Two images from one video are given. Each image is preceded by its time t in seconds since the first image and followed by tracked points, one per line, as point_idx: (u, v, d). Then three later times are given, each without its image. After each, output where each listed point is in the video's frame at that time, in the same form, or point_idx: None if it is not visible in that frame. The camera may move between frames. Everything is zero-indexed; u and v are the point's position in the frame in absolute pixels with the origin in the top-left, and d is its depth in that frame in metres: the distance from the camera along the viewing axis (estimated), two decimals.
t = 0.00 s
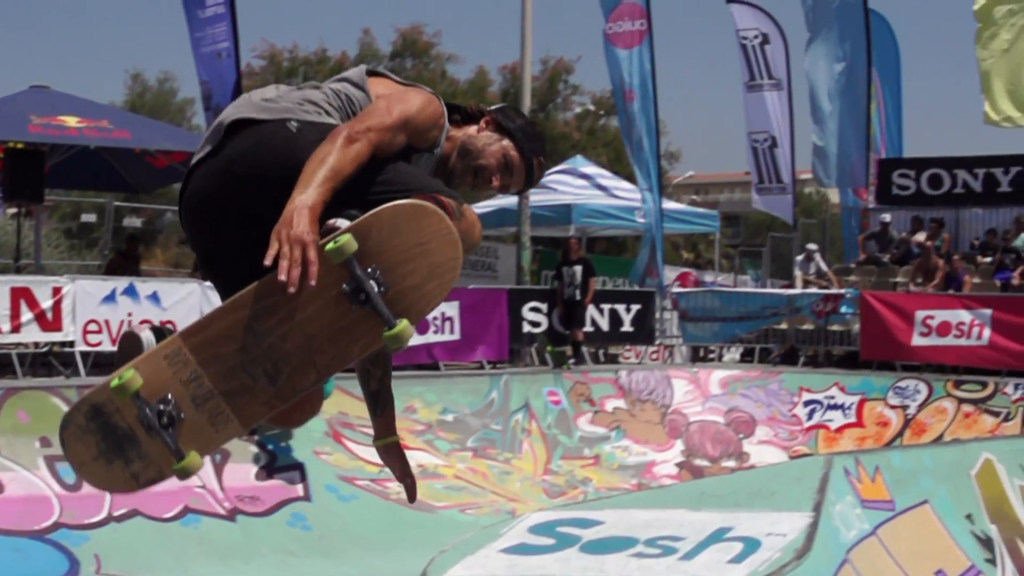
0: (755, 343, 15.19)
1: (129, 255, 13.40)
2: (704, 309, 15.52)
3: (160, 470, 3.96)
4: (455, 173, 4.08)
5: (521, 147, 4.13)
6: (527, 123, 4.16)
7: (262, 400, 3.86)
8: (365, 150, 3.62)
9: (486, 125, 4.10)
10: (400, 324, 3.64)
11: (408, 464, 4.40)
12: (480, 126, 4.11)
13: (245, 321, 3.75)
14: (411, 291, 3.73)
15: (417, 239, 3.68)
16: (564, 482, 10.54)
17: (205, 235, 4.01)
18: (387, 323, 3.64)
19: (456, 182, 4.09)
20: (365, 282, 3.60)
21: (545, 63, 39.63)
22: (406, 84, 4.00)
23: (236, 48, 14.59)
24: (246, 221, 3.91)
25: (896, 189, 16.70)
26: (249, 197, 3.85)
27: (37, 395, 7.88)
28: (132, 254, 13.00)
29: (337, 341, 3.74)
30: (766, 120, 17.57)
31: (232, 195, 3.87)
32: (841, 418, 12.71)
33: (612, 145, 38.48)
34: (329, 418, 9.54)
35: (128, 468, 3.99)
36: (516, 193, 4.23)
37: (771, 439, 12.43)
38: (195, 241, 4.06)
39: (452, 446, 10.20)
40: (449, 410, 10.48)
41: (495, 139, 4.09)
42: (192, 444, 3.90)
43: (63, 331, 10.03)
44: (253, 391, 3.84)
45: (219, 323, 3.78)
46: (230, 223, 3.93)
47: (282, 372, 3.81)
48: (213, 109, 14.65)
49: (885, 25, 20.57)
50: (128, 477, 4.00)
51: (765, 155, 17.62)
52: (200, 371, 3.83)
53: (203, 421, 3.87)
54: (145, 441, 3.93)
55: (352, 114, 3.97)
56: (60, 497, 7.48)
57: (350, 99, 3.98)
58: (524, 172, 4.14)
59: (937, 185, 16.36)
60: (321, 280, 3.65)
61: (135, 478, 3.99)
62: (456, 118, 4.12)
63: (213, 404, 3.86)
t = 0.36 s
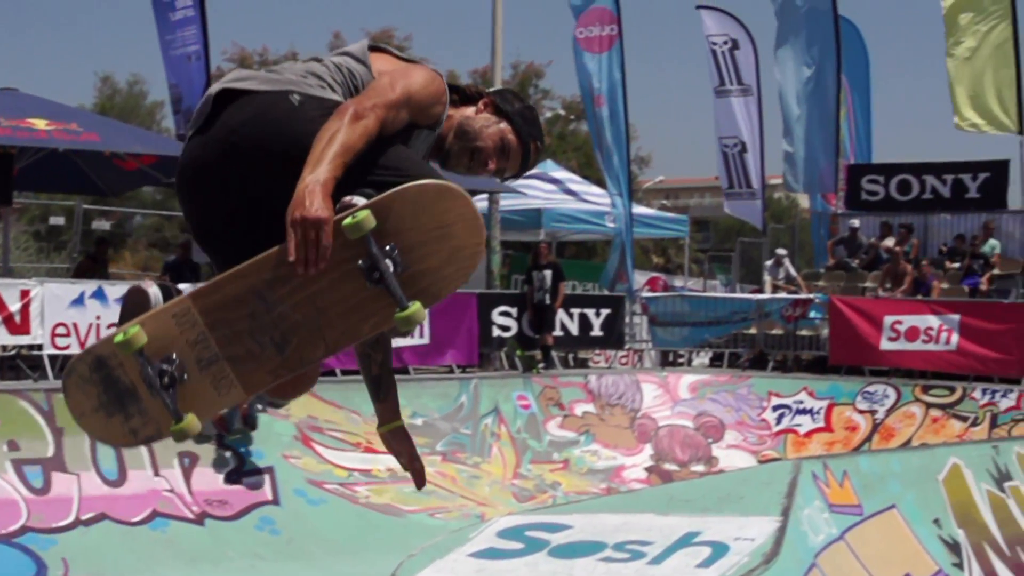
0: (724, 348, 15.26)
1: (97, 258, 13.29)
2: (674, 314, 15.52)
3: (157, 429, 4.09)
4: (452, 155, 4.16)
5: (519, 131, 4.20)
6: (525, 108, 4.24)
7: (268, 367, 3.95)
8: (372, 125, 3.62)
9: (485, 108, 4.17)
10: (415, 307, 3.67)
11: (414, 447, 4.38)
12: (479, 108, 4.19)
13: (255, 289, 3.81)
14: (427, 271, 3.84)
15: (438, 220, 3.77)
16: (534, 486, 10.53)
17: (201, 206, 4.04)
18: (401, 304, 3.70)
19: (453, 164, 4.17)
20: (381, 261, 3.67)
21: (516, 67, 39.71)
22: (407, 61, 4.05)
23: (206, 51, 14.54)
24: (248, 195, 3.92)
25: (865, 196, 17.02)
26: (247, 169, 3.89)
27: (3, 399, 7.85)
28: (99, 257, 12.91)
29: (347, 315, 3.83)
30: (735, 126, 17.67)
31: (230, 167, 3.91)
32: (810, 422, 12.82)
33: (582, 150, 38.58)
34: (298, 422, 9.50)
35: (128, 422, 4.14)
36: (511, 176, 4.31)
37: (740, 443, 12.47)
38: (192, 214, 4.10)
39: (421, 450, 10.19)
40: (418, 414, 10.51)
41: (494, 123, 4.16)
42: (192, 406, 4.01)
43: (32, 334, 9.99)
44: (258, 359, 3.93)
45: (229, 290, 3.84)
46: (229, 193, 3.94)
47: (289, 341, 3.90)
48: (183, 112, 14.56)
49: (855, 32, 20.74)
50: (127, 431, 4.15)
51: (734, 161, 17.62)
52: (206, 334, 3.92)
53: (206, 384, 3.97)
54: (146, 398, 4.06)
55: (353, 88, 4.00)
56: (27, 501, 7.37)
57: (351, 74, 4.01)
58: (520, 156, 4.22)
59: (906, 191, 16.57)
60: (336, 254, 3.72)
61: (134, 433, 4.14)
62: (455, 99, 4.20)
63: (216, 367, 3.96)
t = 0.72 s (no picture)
0: (695, 347, 15.30)
1: (66, 256, 13.22)
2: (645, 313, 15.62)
3: (159, 384, 4.09)
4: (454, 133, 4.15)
5: (518, 109, 4.21)
6: (525, 86, 4.24)
7: (275, 337, 3.94)
8: (381, 100, 3.59)
9: (485, 86, 4.17)
10: (425, 288, 3.65)
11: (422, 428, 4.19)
12: (479, 85, 4.18)
13: (269, 255, 3.80)
14: (442, 255, 3.82)
15: (461, 204, 3.76)
16: (504, 485, 10.50)
17: (200, 173, 3.98)
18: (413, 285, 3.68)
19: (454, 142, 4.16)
20: (396, 238, 3.66)
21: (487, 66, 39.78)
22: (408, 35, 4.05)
23: (176, 49, 14.40)
24: (258, 162, 3.86)
25: (836, 195, 17.13)
26: (247, 133, 3.84)
27: None
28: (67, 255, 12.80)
29: (359, 292, 3.82)
30: (706, 126, 17.76)
31: (231, 136, 3.86)
32: (780, 421, 12.87)
33: (553, 149, 38.67)
34: (268, 420, 9.43)
35: (131, 376, 4.12)
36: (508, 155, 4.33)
37: (710, 442, 12.52)
38: (190, 178, 4.04)
39: (392, 449, 10.15)
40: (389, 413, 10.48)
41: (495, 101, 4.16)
42: (194, 367, 4.02)
43: None
44: (267, 326, 3.92)
45: (243, 253, 3.83)
46: (231, 160, 3.88)
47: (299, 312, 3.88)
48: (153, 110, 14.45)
49: (826, 32, 20.85)
50: (129, 386, 4.14)
51: (705, 160, 17.69)
52: (215, 296, 3.92)
53: (212, 348, 3.97)
54: (151, 353, 4.05)
55: (357, 60, 4.01)
56: None
57: (356, 44, 4.02)
58: (520, 134, 4.23)
59: (876, 191, 16.72)
60: (353, 229, 3.71)
61: (136, 388, 4.12)
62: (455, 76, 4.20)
63: (223, 332, 3.95)
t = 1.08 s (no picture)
0: (666, 341, 15.34)
1: (36, 251, 13.08)
2: (616, 308, 15.67)
3: (158, 341, 4.34)
4: (453, 108, 4.22)
5: (520, 85, 4.21)
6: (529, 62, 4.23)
7: (281, 304, 4.11)
8: (393, 73, 3.60)
9: (487, 62, 4.19)
10: (431, 265, 3.69)
11: (429, 403, 4.12)
12: (481, 60, 4.21)
13: (282, 220, 3.97)
14: (455, 236, 3.91)
15: (477, 182, 3.85)
16: (476, 479, 10.50)
17: (203, 133, 4.07)
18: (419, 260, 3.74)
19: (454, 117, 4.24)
20: (406, 211, 3.75)
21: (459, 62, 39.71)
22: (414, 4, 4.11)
23: (147, 43, 14.27)
24: (266, 128, 3.97)
25: (807, 190, 17.12)
26: (249, 95, 3.93)
27: None
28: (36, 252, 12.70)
29: (368, 264, 3.93)
30: (678, 119, 17.76)
31: (230, 99, 3.96)
32: (751, 415, 12.91)
33: (526, 144, 38.66)
34: (240, 415, 9.37)
35: (134, 332, 4.41)
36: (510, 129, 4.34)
37: (682, 436, 12.58)
38: (191, 140, 4.14)
39: (364, 443, 10.10)
40: (361, 407, 10.45)
41: (496, 78, 4.18)
42: (195, 325, 4.23)
43: None
44: (274, 292, 4.09)
45: (256, 216, 4.00)
46: (233, 123, 4.00)
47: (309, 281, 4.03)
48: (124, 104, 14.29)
49: (797, 27, 20.94)
50: (132, 341, 4.42)
51: (677, 155, 17.75)
52: (224, 258, 4.11)
53: (217, 310, 4.17)
54: (154, 310, 4.30)
55: (362, 28, 4.07)
56: None
57: (362, 14, 4.07)
58: (521, 112, 4.24)
59: (847, 185, 16.79)
60: (367, 199, 3.82)
61: (138, 344, 4.41)
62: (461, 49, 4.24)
63: (229, 293, 4.14)
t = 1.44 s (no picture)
0: (639, 332, 15.39)
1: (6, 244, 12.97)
2: (589, 299, 15.67)
3: (157, 300, 4.23)
4: (455, 83, 4.13)
5: (523, 60, 4.16)
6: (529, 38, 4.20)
7: (283, 272, 3.97)
8: (405, 41, 3.56)
9: (490, 36, 4.13)
10: (434, 238, 3.59)
11: (437, 375, 3.86)
12: (482, 34, 4.14)
13: (292, 184, 3.89)
14: (466, 214, 3.70)
15: (490, 161, 3.66)
16: (450, 470, 10.50)
17: (204, 104, 4.11)
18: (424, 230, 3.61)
19: (455, 92, 4.15)
20: (415, 179, 3.61)
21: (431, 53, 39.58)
22: None
23: (119, 35, 14.14)
24: (269, 97, 4.00)
25: (779, 180, 17.10)
26: (253, 61, 3.96)
27: None
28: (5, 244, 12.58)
29: (374, 237, 3.76)
30: (651, 110, 17.80)
31: (234, 66, 3.98)
32: (724, 406, 12.92)
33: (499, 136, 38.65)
34: (213, 407, 9.31)
35: (136, 290, 4.34)
36: (509, 106, 4.28)
37: (655, 427, 12.63)
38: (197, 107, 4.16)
39: (337, 435, 10.08)
40: (334, 399, 10.40)
41: (498, 52, 4.12)
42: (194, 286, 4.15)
43: None
44: (277, 258, 3.96)
45: (268, 179, 3.95)
46: (235, 93, 4.03)
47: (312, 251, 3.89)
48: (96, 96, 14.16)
49: (770, 19, 21.01)
50: (133, 301, 4.34)
51: (649, 146, 17.78)
52: (231, 221, 4.04)
53: (220, 273, 4.07)
54: (156, 268, 4.20)
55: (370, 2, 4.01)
56: None
57: None
58: (523, 87, 4.18)
59: (819, 175, 16.83)
60: (380, 168, 3.69)
61: (139, 303, 4.32)
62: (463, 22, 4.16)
63: (232, 257, 4.05)
